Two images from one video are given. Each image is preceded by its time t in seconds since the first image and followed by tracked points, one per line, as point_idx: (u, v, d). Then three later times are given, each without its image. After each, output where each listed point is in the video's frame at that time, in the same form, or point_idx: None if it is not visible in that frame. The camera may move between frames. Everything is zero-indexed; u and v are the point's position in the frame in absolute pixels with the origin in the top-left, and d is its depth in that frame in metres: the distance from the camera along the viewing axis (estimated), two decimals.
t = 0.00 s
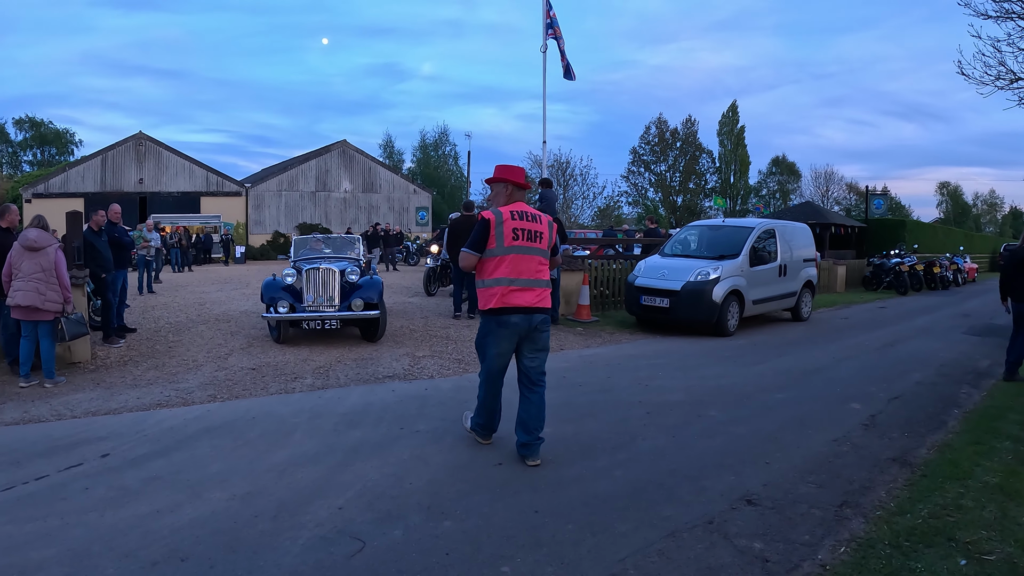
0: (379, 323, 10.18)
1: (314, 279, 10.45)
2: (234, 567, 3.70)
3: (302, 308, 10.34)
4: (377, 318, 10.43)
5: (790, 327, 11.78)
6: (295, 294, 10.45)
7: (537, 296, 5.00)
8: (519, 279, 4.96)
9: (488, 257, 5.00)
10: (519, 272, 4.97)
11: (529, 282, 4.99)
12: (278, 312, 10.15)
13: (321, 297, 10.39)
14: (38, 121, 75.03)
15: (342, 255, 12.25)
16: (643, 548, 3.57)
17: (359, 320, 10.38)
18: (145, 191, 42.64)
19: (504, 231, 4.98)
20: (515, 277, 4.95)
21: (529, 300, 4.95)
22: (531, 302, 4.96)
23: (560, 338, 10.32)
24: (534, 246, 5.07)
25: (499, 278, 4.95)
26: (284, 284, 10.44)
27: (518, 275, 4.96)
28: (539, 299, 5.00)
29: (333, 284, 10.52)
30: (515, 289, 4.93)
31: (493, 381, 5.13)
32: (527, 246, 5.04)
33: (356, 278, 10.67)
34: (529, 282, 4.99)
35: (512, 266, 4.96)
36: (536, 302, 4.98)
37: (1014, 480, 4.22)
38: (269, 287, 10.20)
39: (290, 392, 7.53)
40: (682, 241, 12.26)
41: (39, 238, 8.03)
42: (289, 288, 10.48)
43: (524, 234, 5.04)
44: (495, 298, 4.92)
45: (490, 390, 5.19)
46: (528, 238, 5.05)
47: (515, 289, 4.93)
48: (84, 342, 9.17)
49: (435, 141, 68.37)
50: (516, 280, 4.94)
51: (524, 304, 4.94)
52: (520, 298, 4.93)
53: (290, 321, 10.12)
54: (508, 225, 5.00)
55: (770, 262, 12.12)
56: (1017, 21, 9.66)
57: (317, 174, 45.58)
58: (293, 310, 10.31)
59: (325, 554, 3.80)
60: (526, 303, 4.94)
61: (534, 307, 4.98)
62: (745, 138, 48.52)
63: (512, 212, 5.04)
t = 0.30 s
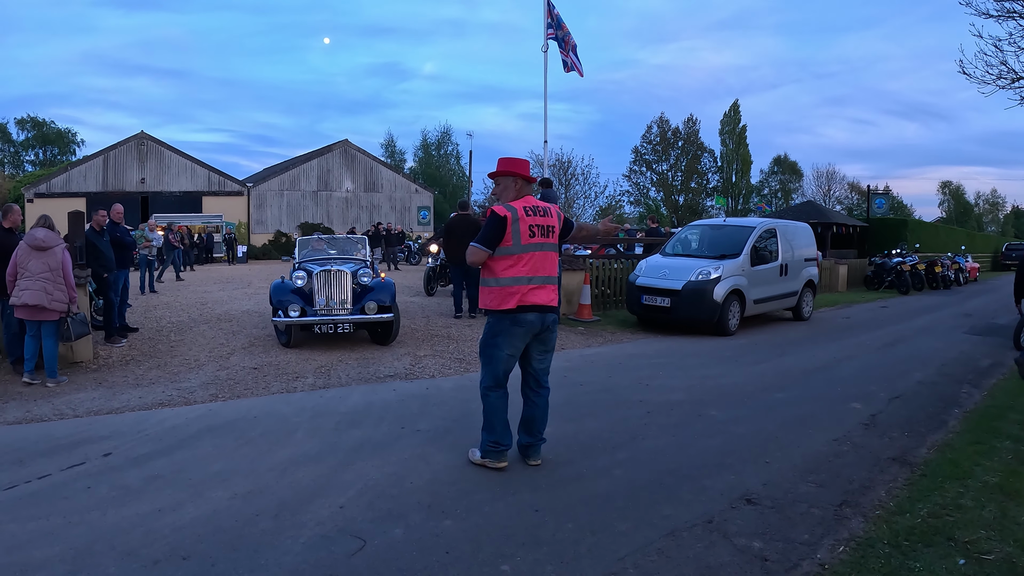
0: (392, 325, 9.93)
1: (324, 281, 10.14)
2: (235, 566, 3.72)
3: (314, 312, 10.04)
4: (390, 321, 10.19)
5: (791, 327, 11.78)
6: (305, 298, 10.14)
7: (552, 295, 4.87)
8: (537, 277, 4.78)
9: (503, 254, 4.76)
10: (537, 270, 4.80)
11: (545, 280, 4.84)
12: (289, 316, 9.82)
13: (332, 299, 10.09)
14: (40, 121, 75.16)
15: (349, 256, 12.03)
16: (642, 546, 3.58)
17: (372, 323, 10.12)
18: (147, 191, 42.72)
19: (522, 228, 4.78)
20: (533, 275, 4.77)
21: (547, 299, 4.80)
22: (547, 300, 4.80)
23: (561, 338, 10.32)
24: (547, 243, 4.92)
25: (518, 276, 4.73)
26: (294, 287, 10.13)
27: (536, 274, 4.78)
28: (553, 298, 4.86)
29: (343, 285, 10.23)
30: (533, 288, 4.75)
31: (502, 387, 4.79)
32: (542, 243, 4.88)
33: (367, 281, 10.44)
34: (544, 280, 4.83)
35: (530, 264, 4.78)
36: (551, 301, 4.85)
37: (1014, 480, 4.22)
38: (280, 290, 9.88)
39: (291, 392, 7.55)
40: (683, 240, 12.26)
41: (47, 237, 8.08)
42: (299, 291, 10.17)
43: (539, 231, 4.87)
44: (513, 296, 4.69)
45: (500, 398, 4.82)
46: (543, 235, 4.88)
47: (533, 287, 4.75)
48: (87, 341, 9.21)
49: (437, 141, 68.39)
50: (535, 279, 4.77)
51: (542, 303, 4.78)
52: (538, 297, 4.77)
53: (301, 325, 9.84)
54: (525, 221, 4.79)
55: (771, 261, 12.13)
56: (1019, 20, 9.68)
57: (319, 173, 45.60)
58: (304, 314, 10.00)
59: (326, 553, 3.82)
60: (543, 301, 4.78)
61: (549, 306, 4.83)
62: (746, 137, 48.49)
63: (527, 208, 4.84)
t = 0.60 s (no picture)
0: (405, 330, 9.76)
1: (336, 285, 9.77)
2: (232, 565, 3.72)
3: (325, 316, 9.68)
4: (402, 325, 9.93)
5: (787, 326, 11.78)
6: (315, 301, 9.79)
7: (541, 302, 4.67)
8: (525, 283, 4.58)
9: (489, 259, 4.57)
10: (525, 276, 4.59)
11: (535, 286, 4.63)
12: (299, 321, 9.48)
13: (344, 303, 9.76)
14: (38, 121, 75.06)
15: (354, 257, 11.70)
16: (637, 545, 3.58)
17: (383, 327, 9.89)
18: (145, 191, 42.66)
19: (508, 233, 4.56)
20: (521, 282, 4.57)
21: (535, 307, 4.61)
22: (535, 307, 4.61)
23: (558, 337, 10.31)
24: (539, 247, 4.69)
25: (505, 283, 4.54)
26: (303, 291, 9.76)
27: (524, 280, 4.58)
28: (543, 304, 4.67)
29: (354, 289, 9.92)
30: (521, 295, 4.56)
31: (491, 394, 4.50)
32: (532, 247, 4.66)
33: (379, 283, 10.14)
34: (534, 286, 4.63)
35: (518, 270, 4.58)
36: (541, 309, 4.65)
37: (1009, 479, 4.22)
38: (288, 294, 9.52)
39: (288, 392, 7.53)
40: (680, 240, 12.27)
41: (44, 238, 8.05)
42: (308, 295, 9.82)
43: (529, 235, 4.64)
44: (499, 304, 4.52)
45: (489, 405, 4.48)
46: (533, 238, 4.65)
47: (521, 295, 4.56)
48: (84, 341, 9.20)
49: (435, 140, 68.36)
50: (524, 286, 4.56)
51: (530, 311, 4.59)
52: (526, 304, 4.58)
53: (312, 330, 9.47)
54: (513, 225, 4.57)
55: (768, 260, 12.14)
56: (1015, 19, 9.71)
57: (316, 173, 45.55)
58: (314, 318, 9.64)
59: (322, 551, 3.82)
60: (532, 309, 4.59)
61: (537, 313, 4.64)
62: (744, 136, 48.53)
63: (515, 211, 4.60)
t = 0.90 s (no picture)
0: (418, 333, 9.47)
1: (347, 289, 9.36)
2: (221, 564, 3.70)
3: (335, 320, 9.30)
4: (415, 328, 9.61)
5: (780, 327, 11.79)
6: (325, 306, 9.38)
7: (511, 311, 4.29)
8: (488, 292, 4.24)
9: (448, 269, 4.30)
10: (485, 284, 4.25)
11: (500, 295, 4.27)
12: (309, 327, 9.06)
13: (356, 307, 9.36)
14: (31, 121, 74.79)
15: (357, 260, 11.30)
16: (626, 544, 3.57)
17: (395, 330, 9.55)
18: (139, 191, 42.53)
19: (463, 239, 4.25)
20: (483, 291, 4.24)
21: (501, 317, 4.25)
22: (501, 317, 4.25)
23: (550, 337, 10.29)
24: (502, 251, 4.31)
25: (464, 294, 4.24)
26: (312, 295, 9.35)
27: (485, 288, 4.24)
28: (510, 312, 4.28)
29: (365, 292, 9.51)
30: (483, 306, 4.23)
31: (476, 411, 4.23)
32: (493, 252, 4.30)
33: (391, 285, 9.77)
34: (498, 294, 4.27)
35: (478, 278, 4.26)
36: (510, 318, 4.28)
37: (999, 478, 4.22)
38: (296, 299, 9.10)
39: (280, 392, 7.51)
40: (673, 239, 12.27)
41: (29, 238, 8.00)
42: (316, 299, 9.40)
43: (488, 239, 4.29)
44: (459, 317, 4.24)
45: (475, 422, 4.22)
46: (493, 242, 4.29)
47: (483, 305, 4.23)
48: (77, 342, 9.17)
49: (430, 140, 68.31)
50: (486, 295, 4.22)
51: (495, 321, 4.24)
52: (490, 314, 4.23)
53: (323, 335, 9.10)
54: (467, 231, 4.26)
55: (761, 260, 12.14)
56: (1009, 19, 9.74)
57: (310, 173, 45.45)
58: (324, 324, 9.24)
59: (311, 550, 3.80)
60: (496, 319, 4.24)
61: (507, 322, 4.27)
62: (738, 136, 48.61)
63: (470, 215, 4.28)
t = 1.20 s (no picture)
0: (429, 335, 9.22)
1: (357, 292, 8.98)
2: (200, 563, 3.64)
3: (346, 324, 8.95)
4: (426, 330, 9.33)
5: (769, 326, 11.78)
6: (333, 309, 9.00)
7: (474, 310, 4.05)
8: (448, 289, 4.06)
9: (412, 266, 4.19)
10: (445, 282, 4.08)
11: (462, 293, 4.07)
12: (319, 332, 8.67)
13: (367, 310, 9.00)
14: (22, 121, 74.41)
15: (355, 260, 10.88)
16: (604, 544, 3.53)
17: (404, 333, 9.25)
18: (130, 191, 42.33)
19: (422, 235, 4.13)
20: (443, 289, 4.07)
21: (462, 316, 4.04)
22: (463, 318, 4.04)
23: (538, 337, 10.25)
24: (464, 246, 4.11)
25: (425, 292, 4.10)
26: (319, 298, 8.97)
27: (446, 286, 4.07)
28: (472, 312, 4.06)
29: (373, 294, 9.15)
30: (443, 304, 4.05)
31: (454, 415, 4.12)
32: (455, 247, 4.11)
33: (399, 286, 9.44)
34: (459, 293, 4.06)
35: (438, 275, 4.09)
36: (472, 318, 4.05)
37: (982, 477, 4.19)
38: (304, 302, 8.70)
39: (266, 391, 7.45)
40: (662, 238, 12.26)
41: (7, 239, 7.89)
42: (323, 302, 9.01)
43: (448, 233, 4.11)
44: (421, 318, 4.11)
45: (454, 426, 4.11)
46: (453, 237, 4.11)
47: (444, 304, 4.05)
48: (64, 342, 9.10)
49: (422, 140, 68.20)
50: (446, 293, 4.05)
51: (456, 320, 4.04)
52: (451, 314, 4.04)
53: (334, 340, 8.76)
54: (427, 227, 4.12)
55: (749, 259, 12.13)
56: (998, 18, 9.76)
57: (302, 173, 45.31)
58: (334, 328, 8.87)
59: (291, 549, 3.75)
60: (456, 319, 4.04)
61: (470, 323, 4.05)
62: (731, 136, 48.68)
63: (431, 209, 4.15)
